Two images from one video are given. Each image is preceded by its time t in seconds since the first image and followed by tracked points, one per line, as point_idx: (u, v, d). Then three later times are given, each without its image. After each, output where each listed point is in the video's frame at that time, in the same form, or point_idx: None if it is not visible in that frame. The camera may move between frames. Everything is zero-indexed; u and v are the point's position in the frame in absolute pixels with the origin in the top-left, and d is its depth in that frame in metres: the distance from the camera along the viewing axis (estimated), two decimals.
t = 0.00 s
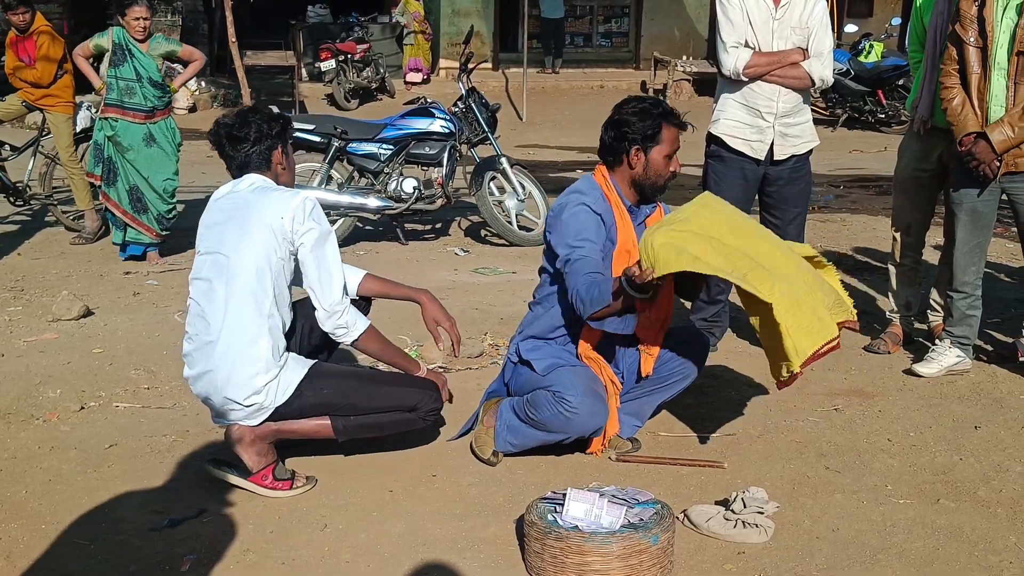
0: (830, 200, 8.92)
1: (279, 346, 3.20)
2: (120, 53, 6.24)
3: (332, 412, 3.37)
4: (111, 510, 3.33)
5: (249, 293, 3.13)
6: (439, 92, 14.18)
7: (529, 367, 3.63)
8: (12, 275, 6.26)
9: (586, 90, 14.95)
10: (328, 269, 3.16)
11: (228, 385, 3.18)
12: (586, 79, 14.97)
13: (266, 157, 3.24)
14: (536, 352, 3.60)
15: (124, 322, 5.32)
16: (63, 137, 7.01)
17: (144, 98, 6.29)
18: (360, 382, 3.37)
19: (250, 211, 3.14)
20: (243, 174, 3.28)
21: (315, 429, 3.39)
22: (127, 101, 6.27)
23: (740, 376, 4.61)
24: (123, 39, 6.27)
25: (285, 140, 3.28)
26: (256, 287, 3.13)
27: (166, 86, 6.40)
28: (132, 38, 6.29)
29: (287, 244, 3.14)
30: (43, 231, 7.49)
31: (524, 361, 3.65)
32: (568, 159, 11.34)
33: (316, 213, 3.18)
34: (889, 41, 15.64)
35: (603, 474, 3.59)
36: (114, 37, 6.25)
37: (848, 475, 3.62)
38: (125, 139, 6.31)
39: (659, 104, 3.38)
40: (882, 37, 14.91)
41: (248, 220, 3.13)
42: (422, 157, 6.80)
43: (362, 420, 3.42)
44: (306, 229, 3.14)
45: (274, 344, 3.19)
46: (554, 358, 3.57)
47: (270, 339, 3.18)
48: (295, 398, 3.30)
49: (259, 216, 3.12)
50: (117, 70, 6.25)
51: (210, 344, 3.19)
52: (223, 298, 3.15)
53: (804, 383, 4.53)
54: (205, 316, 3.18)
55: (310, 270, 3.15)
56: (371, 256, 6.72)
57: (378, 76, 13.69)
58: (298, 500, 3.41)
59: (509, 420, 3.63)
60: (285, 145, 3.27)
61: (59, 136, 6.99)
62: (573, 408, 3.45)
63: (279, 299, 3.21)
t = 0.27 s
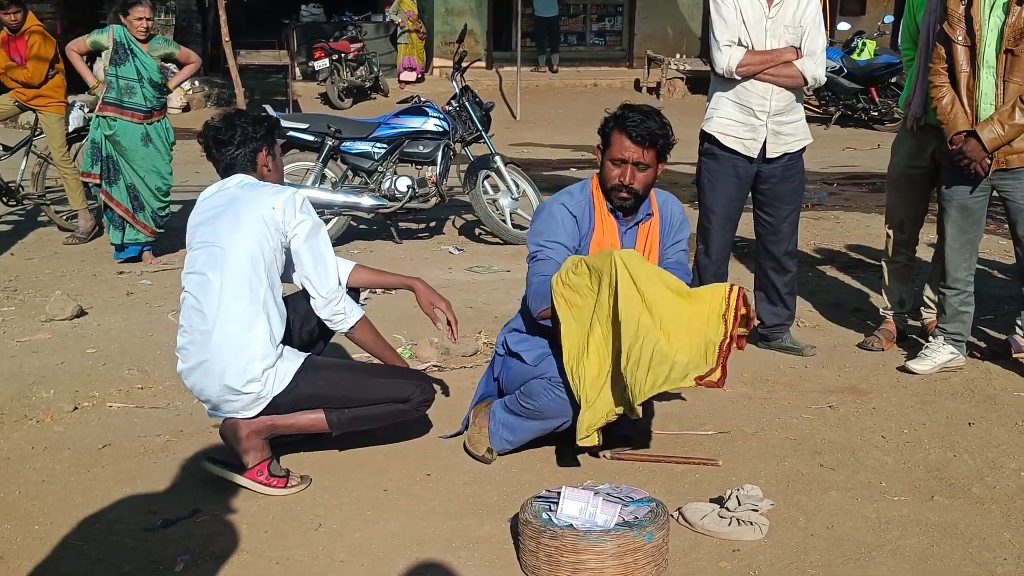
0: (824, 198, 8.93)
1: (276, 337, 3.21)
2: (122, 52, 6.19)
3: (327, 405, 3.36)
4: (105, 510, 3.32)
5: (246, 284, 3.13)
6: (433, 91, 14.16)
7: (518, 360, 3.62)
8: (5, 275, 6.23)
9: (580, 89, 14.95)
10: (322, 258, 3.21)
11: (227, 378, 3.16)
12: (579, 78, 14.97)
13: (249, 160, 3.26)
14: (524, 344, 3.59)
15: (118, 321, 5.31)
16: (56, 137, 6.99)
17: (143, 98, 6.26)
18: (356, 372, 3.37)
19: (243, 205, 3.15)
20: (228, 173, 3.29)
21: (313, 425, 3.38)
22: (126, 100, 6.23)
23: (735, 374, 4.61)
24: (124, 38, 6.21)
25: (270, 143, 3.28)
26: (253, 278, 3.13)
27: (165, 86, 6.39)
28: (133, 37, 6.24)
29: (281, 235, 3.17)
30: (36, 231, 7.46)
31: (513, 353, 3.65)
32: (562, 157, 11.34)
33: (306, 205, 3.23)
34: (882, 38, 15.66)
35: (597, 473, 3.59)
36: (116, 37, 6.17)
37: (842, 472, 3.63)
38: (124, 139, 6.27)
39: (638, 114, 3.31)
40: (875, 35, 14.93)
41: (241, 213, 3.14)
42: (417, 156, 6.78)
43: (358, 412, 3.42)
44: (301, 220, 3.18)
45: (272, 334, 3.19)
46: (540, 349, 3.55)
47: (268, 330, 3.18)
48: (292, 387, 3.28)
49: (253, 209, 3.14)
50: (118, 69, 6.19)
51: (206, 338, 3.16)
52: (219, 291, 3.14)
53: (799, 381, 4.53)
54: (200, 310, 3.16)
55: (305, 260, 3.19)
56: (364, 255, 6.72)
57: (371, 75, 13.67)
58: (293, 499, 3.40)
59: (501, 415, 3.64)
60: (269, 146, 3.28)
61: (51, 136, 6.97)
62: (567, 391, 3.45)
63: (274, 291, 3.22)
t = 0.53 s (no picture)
0: (817, 197, 8.95)
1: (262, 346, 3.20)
2: (115, 54, 6.16)
3: (319, 410, 3.36)
4: (99, 512, 3.32)
5: (232, 292, 3.12)
6: (426, 92, 14.16)
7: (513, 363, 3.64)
8: None
9: (573, 89, 14.95)
10: (307, 270, 3.17)
11: (211, 385, 3.16)
12: (573, 78, 14.99)
13: (246, 159, 3.23)
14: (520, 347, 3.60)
15: (112, 323, 5.30)
16: (49, 139, 6.96)
17: (138, 101, 6.25)
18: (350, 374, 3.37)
19: (234, 211, 3.13)
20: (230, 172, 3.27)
21: (303, 429, 3.38)
22: (121, 103, 6.21)
23: (729, 374, 4.62)
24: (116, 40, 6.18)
25: (268, 144, 3.26)
26: (239, 286, 3.12)
27: (158, 88, 6.37)
28: (125, 39, 6.21)
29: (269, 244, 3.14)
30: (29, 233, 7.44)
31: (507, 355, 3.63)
32: (556, 158, 11.34)
33: (297, 214, 3.20)
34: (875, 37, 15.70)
35: (592, 473, 3.59)
36: (108, 38, 6.14)
37: (836, 472, 3.63)
38: (119, 142, 6.25)
39: (623, 119, 3.40)
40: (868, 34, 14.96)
41: (231, 220, 3.12)
42: (410, 156, 6.78)
43: (349, 416, 3.41)
44: (289, 230, 3.14)
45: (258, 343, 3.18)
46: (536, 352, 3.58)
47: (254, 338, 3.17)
48: (279, 395, 3.28)
49: (242, 216, 3.11)
50: (112, 72, 6.17)
51: (192, 344, 3.16)
52: (204, 297, 3.13)
53: (793, 380, 4.54)
54: (186, 315, 3.16)
55: (292, 271, 3.15)
56: (358, 256, 6.72)
57: (365, 76, 13.66)
58: (287, 500, 3.40)
59: (500, 421, 3.65)
60: (268, 145, 3.26)
61: (45, 138, 6.94)
62: (570, 395, 3.46)
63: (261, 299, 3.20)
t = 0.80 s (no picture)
0: (811, 199, 8.96)
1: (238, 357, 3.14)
2: (106, 55, 6.13)
3: (302, 417, 3.34)
4: (93, 513, 3.30)
5: (205, 301, 3.10)
6: (421, 94, 14.15)
7: (509, 367, 3.63)
8: None
9: (567, 91, 14.95)
10: (271, 285, 3.08)
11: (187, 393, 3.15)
12: (568, 80, 14.99)
13: (244, 148, 3.19)
14: (517, 351, 3.61)
15: (107, 325, 5.28)
16: (45, 141, 6.94)
17: (131, 100, 6.23)
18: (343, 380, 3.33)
19: (215, 220, 3.11)
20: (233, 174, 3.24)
21: (288, 434, 3.38)
22: (115, 103, 6.19)
23: (724, 376, 4.61)
24: (105, 41, 6.16)
25: (269, 138, 3.18)
26: (212, 296, 3.09)
27: (149, 88, 6.37)
28: (114, 39, 6.20)
29: (242, 255, 3.08)
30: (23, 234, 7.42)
31: (502, 358, 3.66)
32: (550, 159, 11.33)
33: (274, 226, 3.11)
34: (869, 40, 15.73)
35: (585, 475, 3.58)
36: (97, 40, 6.12)
37: (830, 474, 3.63)
38: (114, 143, 6.24)
39: (621, 122, 3.40)
40: (862, 36, 14.98)
41: (211, 229, 3.10)
42: (403, 158, 6.77)
43: (335, 422, 3.39)
44: (256, 244, 3.07)
45: (233, 354, 3.13)
46: (533, 357, 3.58)
47: (229, 349, 3.13)
48: (263, 403, 3.27)
49: (220, 226, 3.09)
50: (104, 72, 6.14)
51: (173, 351, 3.16)
52: (185, 306, 3.14)
53: (787, 382, 4.53)
54: (168, 321, 3.17)
55: (260, 285, 3.08)
56: (352, 258, 6.70)
57: (359, 78, 13.66)
58: (281, 501, 3.39)
59: (494, 424, 3.63)
60: (271, 140, 3.18)
61: (40, 139, 6.92)
62: (565, 404, 3.47)
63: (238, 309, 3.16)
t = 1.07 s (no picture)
0: (812, 202, 8.96)
1: (226, 376, 3.16)
2: (104, 56, 6.12)
3: (295, 421, 3.33)
4: (94, 514, 3.30)
5: (201, 316, 3.12)
6: (422, 96, 14.15)
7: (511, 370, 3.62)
8: None
9: (568, 93, 14.94)
10: (268, 321, 3.09)
11: (174, 400, 3.18)
12: (569, 82, 15.00)
13: (275, 170, 3.20)
14: (519, 355, 3.60)
15: (108, 326, 5.27)
16: (46, 142, 6.95)
17: (130, 101, 6.24)
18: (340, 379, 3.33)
19: (226, 240, 3.11)
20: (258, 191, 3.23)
21: (281, 437, 3.37)
22: (115, 104, 6.19)
23: (724, 379, 4.61)
24: (103, 42, 6.15)
25: (299, 161, 3.17)
26: (208, 313, 3.11)
27: (148, 89, 6.38)
28: (112, 41, 6.19)
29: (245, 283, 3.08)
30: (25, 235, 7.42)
31: (504, 361, 3.65)
32: (550, 162, 11.33)
33: (282, 263, 3.09)
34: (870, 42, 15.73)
35: (585, 478, 3.58)
36: (95, 41, 6.11)
37: (831, 478, 3.62)
38: (114, 144, 6.23)
39: (629, 126, 3.42)
40: (863, 39, 14.98)
41: (219, 249, 3.10)
42: (404, 160, 6.76)
43: (328, 424, 3.38)
44: (261, 278, 3.06)
45: (221, 372, 3.15)
46: (535, 361, 3.57)
47: (218, 366, 3.15)
48: (254, 412, 3.25)
49: (228, 250, 3.08)
50: (103, 73, 6.13)
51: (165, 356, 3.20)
52: (181, 316, 3.15)
53: (788, 386, 4.53)
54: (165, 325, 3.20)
55: (257, 317, 3.08)
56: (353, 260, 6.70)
57: (359, 80, 13.67)
58: (281, 503, 3.38)
59: (495, 427, 3.63)
60: (304, 164, 3.17)
61: (41, 141, 6.93)
62: (566, 410, 3.46)
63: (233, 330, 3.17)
